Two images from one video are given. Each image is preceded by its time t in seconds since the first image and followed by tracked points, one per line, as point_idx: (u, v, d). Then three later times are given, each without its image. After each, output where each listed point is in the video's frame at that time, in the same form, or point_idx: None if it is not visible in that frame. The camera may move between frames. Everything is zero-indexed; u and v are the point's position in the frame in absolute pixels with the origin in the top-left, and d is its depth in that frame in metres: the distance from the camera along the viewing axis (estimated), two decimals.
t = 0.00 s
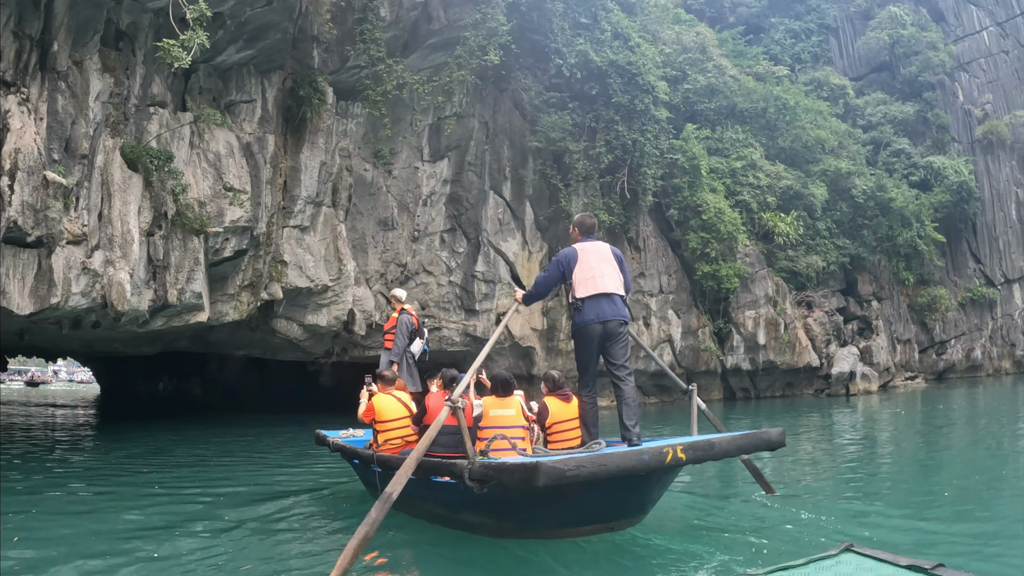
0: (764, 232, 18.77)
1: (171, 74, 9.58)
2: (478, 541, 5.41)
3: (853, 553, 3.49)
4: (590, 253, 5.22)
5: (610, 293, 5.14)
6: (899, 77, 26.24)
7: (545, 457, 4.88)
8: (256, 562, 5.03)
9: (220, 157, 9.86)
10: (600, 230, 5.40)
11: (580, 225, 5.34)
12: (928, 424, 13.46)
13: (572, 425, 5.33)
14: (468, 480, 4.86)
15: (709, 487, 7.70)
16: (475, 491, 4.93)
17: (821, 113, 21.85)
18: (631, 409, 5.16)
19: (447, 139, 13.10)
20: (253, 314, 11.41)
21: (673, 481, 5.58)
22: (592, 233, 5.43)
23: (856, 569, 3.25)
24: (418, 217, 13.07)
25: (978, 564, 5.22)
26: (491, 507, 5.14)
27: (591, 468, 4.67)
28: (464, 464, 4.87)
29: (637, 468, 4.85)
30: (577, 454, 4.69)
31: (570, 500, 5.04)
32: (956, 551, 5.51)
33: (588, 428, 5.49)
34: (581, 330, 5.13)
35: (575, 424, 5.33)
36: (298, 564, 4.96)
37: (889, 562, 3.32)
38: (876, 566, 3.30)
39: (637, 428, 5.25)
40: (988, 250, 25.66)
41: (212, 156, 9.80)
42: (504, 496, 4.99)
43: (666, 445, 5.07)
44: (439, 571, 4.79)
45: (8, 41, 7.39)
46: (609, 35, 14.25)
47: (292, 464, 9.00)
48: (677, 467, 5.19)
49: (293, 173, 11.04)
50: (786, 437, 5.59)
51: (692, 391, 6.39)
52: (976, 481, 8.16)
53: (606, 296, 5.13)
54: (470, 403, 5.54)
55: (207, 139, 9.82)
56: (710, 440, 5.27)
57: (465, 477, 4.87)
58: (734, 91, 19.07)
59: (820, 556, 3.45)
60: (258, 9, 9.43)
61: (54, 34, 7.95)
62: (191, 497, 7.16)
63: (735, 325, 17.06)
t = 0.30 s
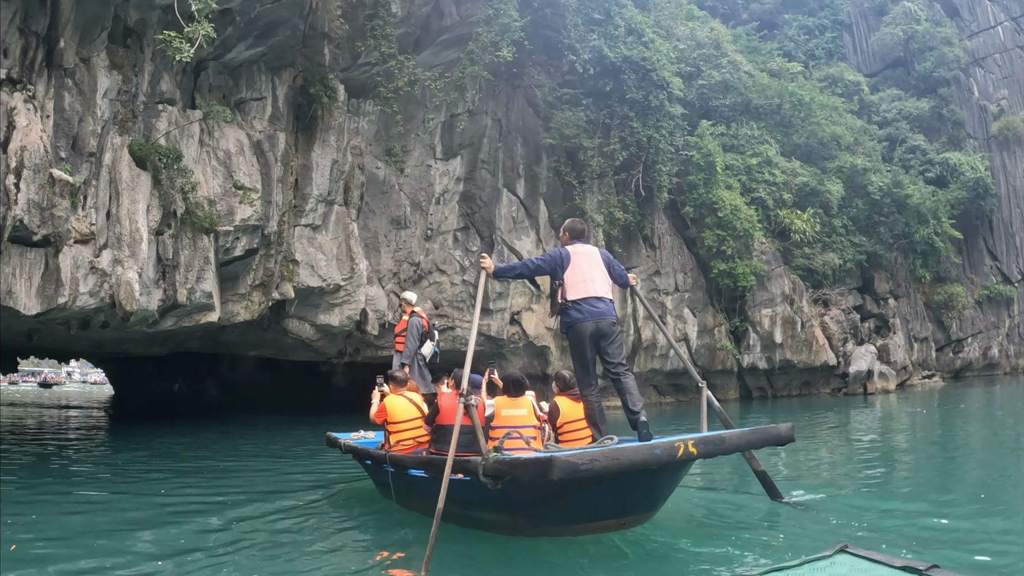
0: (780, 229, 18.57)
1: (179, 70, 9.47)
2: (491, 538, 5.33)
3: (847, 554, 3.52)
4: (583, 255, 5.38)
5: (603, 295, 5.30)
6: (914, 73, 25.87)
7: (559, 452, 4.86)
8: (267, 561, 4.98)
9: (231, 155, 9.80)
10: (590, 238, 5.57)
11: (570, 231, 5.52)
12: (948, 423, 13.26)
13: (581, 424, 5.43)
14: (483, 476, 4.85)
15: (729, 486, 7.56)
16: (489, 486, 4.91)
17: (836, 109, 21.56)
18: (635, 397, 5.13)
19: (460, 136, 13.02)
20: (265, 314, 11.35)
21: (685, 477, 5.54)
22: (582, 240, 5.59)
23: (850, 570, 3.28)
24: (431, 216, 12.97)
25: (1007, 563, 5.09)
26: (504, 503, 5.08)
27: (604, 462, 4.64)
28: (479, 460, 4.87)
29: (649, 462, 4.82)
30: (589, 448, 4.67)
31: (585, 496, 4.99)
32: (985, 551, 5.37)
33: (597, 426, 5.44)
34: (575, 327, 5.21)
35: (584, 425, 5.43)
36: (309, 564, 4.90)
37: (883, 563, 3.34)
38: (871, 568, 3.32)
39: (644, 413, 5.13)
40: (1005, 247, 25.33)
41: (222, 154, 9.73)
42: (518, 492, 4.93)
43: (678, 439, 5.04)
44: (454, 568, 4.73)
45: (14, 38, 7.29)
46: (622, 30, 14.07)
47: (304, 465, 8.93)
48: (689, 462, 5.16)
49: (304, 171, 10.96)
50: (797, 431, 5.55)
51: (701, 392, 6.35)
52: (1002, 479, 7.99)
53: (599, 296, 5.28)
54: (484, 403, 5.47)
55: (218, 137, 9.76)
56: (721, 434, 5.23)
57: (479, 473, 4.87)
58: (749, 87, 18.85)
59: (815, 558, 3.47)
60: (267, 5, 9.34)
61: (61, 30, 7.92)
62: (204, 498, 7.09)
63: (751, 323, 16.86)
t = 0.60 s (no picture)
0: (796, 226, 18.35)
1: (188, 66, 9.38)
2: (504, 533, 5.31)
3: (840, 552, 3.50)
4: (582, 253, 5.43)
5: (604, 289, 5.36)
6: (929, 69, 25.50)
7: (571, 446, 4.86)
8: (281, 560, 4.89)
9: (241, 153, 9.72)
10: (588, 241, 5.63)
11: (570, 231, 5.54)
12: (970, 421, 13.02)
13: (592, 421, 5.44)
14: (495, 470, 4.79)
15: (749, 485, 7.43)
16: (502, 481, 4.90)
17: (852, 105, 21.25)
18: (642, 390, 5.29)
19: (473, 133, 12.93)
20: (277, 314, 11.27)
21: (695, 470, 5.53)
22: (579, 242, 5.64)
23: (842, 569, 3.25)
24: (444, 214, 12.87)
25: None
26: (518, 498, 5.05)
27: (616, 455, 4.64)
28: (491, 455, 4.81)
29: (660, 455, 4.82)
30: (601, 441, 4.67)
31: (597, 490, 4.98)
32: (1017, 551, 5.23)
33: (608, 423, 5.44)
34: (584, 323, 5.24)
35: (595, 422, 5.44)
36: (323, 563, 4.81)
37: (876, 562, 3.31)
38: (863, 565, 3.31)
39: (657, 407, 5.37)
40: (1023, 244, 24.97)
41: (232, 151, 9.65)
42: (531, 487, 4.92)
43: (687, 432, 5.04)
44: (469, 563, 4.72)
45: (19, 34, 7.32)
46: (637, 25, 13.94)
47: (317, 466, 8.85)
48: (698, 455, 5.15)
49: (315, 170, 10.88)
50: (804, 426, 5.38)
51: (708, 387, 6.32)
52: None
53: (602, 292, 5.34)
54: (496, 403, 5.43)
55: (227, 135, 9.68)
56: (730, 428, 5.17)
57: (492, 468, 4.81)
58: (764, 82, 18.61)
59: (807, 555, 3.45)
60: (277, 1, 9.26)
61: (67, 26, 7.87)
62: (214, 498, 7.00)
63: (768, 321, 16.66)
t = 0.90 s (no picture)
0: (814, 223, 18.12)
1: (199, 62, 9.32)
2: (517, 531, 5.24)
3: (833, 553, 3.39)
4: (595, 253, 5.30)
5: (620, 286, 5.22)
6: (945, 64, 25.14)
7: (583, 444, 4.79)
8: (291, 559, 4.80)
9: (252, 151, 9.64)
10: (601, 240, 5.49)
11: (586, 229, 5.38)
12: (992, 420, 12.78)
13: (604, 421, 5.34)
14: (508, 469, 4.74)
15: (771, 485, 7.26)
16: (516, 480, 4.83)
17: (869, 101, 20.95)
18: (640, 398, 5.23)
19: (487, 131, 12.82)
20: (290, 313, 11.20)
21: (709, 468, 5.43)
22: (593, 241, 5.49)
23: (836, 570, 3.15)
24: (459, 212, 12.77)
25: None
26: (530, 495, 4.98)
27: (628, 452, 4.56)
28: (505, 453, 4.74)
29: (671, 453, 4.73)
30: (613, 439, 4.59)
31: (609, 487, 4.90)
32: None
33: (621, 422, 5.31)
34: (603, 322, 5.10)
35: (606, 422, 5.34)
36: (334, 563, 4.71)
37: (869, 562, 3.23)
38: (856, 567, 3.21)
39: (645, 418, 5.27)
40: None
41: (243, 149, 9.57)
42: (544, 484, 4.85)
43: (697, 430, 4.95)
44: (481, 560, 4.65)
45: (27, 31, 7.34)
46: (652, 21, 13.80)
47: (331, 466, 8.76)
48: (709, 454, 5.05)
49: (328, 167, 10.80)
50: (810, 425, 5.30)
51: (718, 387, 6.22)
52: None
53: (619, 289, 5.21)
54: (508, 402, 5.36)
55: (238, 132, 9.61)
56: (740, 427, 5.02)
57: (506, 467, 4.74)
58: (781, 78, 18.39)
59: (802, 556, 3.33)
60: None
61: (75, 23, 7.84)
62: (227, 499, 6.91)
63: (786, 319, 16.45)
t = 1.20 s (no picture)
0: (839, 218, 17.81)
1: (217, 59, 9.29)
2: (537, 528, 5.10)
3: (833, 550, 3.22)
4: (627, 248, 5.14)
5: (649, 286, 5.06)
6: (969, 56, 24.66)
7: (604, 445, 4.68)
8: (310, 557, 4.72)
9: (271, 147, 9.58)
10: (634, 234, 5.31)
11: (619, 222, 5.20)
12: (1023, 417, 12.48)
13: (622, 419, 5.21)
14: (530, 469, 4.60)
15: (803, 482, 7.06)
16: (536, 478, 4.70)
17: (893, 93, 20.57)
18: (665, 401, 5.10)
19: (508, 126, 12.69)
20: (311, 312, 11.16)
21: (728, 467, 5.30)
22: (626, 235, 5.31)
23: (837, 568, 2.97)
24: (480, 209, 12.66)
25: None
26: (550, 494, 4.85)
27: (648, 454, 4.44)
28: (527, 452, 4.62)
29: (690, 454, 4.60)
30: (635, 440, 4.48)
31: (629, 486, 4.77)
32: None
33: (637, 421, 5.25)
34: (628, 323, 4.96)
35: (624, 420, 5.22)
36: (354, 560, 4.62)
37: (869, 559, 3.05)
38: (856, 564, 3.04)
39: (669, 418, 5.18)
40: None
41: (262, 146, 9.52)
42: (565, 484, 4.72)
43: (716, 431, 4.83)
44: (501, 558, 4.53)
45: (41, 27, 7.25)
46: (674, 14, 13.62)
47: (353, 464, 8.68)
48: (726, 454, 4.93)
49: (348, 164, 10.73)
50: (828, 424, 5.16)
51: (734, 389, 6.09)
52: None
53: (648, 289, 5.05)
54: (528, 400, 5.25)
55: (257, 129, 9.56)
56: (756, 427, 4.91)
57: (528, 466, 4.61)
58: (804, 71, 18.10)
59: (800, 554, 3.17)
60: None
61: (90, 19, 7.77)
62: (248, 497, 6.85)
63: (811, 315, 16.18)
